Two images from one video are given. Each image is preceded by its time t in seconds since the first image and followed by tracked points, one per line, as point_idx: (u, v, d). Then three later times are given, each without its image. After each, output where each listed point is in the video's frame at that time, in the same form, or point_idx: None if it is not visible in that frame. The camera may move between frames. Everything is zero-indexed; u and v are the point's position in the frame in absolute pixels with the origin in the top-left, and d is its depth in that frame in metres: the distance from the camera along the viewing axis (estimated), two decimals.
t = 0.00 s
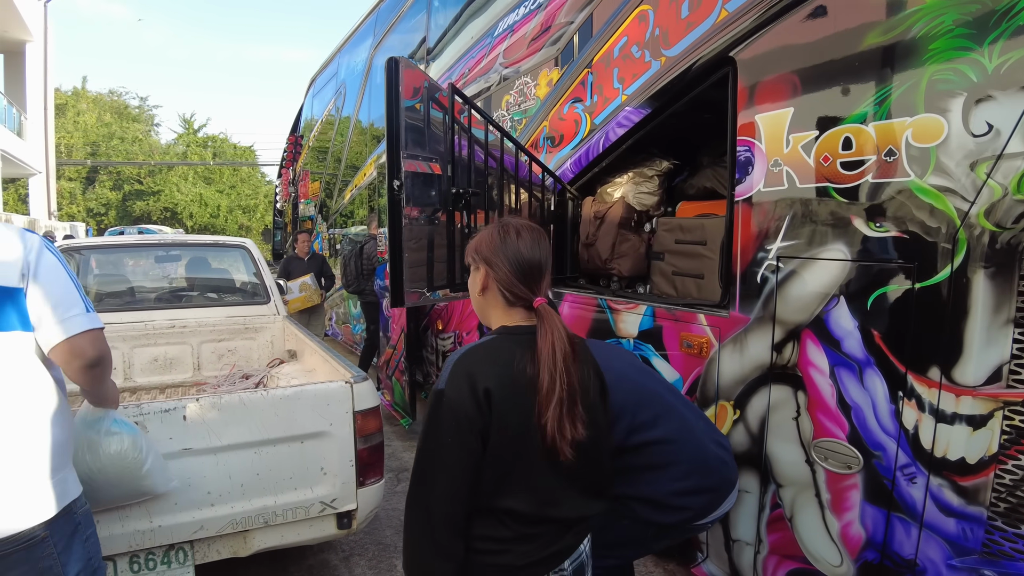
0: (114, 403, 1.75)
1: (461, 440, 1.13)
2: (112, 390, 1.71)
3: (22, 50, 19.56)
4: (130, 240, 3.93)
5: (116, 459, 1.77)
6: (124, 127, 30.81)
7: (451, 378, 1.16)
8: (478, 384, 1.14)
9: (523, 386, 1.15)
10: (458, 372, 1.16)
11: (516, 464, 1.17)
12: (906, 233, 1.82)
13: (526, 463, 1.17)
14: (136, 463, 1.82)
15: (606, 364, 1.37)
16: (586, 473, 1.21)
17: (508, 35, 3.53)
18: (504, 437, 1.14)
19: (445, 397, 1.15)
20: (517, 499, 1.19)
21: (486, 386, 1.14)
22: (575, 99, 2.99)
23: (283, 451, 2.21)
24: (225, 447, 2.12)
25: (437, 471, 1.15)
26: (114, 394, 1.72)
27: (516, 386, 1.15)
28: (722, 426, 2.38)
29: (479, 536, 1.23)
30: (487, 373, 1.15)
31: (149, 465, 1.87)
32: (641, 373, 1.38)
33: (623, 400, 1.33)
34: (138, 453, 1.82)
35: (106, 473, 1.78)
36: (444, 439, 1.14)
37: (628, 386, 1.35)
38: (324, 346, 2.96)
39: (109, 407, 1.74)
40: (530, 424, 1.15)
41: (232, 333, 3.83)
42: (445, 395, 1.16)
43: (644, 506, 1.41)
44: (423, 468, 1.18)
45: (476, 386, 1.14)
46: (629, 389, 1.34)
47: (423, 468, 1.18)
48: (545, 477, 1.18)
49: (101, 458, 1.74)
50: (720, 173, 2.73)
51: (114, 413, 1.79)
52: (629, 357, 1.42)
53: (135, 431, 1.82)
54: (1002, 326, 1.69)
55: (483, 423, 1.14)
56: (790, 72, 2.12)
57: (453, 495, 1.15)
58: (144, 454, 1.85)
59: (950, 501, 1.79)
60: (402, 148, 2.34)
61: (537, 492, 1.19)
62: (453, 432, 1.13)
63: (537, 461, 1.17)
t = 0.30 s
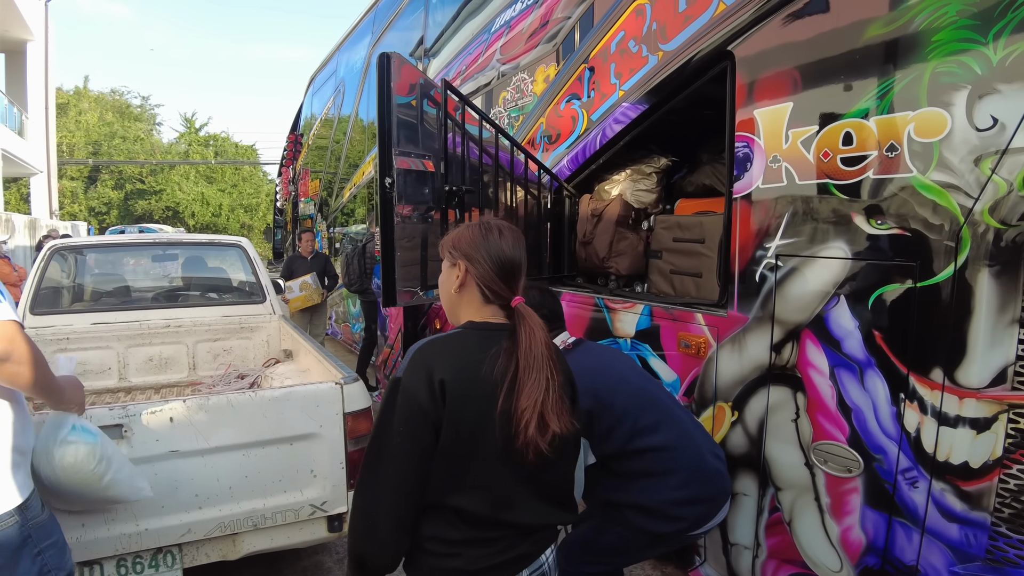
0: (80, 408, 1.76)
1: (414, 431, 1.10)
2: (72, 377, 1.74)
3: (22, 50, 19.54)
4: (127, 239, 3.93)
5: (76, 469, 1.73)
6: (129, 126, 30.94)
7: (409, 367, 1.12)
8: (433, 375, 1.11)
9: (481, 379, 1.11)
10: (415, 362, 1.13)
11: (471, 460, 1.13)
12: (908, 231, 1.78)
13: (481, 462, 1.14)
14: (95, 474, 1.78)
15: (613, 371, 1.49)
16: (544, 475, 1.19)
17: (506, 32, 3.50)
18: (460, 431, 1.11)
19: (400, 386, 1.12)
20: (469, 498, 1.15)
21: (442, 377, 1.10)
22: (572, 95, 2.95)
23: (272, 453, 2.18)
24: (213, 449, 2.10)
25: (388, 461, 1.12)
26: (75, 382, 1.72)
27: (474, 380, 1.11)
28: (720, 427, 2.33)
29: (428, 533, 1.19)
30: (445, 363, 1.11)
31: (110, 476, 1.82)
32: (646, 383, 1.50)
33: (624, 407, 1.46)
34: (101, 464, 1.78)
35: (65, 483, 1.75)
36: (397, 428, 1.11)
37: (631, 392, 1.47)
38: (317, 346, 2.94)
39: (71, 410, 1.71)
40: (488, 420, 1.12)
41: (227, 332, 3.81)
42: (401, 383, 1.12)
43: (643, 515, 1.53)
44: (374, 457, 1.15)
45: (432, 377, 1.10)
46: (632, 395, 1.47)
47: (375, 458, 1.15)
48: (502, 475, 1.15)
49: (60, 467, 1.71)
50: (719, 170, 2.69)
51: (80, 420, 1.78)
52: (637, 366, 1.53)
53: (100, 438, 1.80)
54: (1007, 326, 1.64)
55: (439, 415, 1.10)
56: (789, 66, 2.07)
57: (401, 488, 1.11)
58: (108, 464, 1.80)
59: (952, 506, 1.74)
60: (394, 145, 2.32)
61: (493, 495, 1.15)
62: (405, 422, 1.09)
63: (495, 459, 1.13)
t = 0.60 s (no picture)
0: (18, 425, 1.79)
1: (363, 445, 1.08)
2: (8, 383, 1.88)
3: (21, 50, 19.77)
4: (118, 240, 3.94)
5: None
6: (138, 125, 31.23)
7: (356, 379, 1.10)
8: (382, 386, 1.09)
9: (431, 390, 1.10)
10: (364, 373, 1.11)
11: (425, 475, 1.11)
12: (906, 232, 1.69)
13: (435, 476, 1.11)
14: None
15: (603, 382, 1.61)
16: (503, 487, 1.18)
17: (497, 29, 3.45)
18: (411, 444, 1.09)
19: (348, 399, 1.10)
20: (423, 516, 1.12)
21: (390, 388, 1.08)
22: (563, 92, 2.88)
23: (248, 461, 2.15)
24: (187, 458, 2.07)
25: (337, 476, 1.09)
26: (12, 389, 1.82)
27: (423, 391, 1.09)
28: (712, 434, 2.26)
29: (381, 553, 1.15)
30: (393, 375, 1.10)
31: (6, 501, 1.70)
32: (633, 402, 1.61)
33: (606, 420, 1.57)
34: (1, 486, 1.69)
35: None
36: (347, 443, 1.09)
37: (618, 407, 1.58)
38: (303, 351, 2.91)
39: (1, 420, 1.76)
40: (440, 431, 1.10)
41: (217, 334, 3.93)
42: (349, 396, 1.10)
43: (616, 541, 1.61)
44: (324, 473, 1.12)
45: (381, 389, 1.09)
46: (618, 411, 1.58)
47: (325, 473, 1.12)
48: (457, 488, 1.13)
49: None
50: (712, 167, 2.61)
51: None
52: (626, 382, 1.65)
53: (9, 455, 1.73)
54: (1010, 333, 1.55)
55: (389, 428, 1.08)
56: (782, 61, 1.99)
57: (351, 504, 1.08)
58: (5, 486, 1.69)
59: (951, 521, 1.66)
60: (376, 145, 2.33)
61: (447, 513, 1.12)
62: (354, 435, 1.08)
63: (449, 472, 1.12)
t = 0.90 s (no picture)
0: None
1: (334, 457, 1.03)
2: None
3: (25, 50, 19.87)
4: (115, 240, 3.94)
5: None
6: (146, 125, 31.48)
7: (326, 389, 1.06)
8: (352, 396, 1.05)
9: (404, 399, 1.06)
10: (334, 382, 1.07)
11: (399, 489, 1.07)
12: (910, 233, 1.62)
13: (410, 489, 1.07)
14: None
15: (593, 350, 1.65)
16: (482, 502, 1.14)
17: (493, 26, 3.41)
18: (384, 456, 1.05)
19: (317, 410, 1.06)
20: (396, 530, 1.08)
21: (361, 398, 1.05)
22: (559, 90, 2.84)
23: (234, 467, 2.17)
24: (170, 464, 2.09)
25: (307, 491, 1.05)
26: None
27: (395, 400, 1.06)
28: (710, 441, 2.20)
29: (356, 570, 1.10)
30: (364, 384, 1.06)
31: None
32: (624, 368, 1.64)
33: (592, 386, 1.62)
34: None
35: None
36: (318, 454, 1.05)
37: (605, 373, 1.62)
38: (296, 354, 2.89)
39: None
40: (414, 442, 1.07)
41: (212, 336, 3.93)
42: (320, 406, 1.06)
43: (606, 518, 1.65)
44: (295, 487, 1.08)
45: (351, 398, 1.05)
46: (605, 375, 1.62)
47: (295, 487, 1.08)
48: (434, 502, 1.09)
49: None
50: (711, 167, 2.56)
51: None
52: (620, 351, 1.69)
53: None
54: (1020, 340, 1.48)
55: (361, 440, 1.04)
56: (780, 57, 1.92)
57: (322, 520, 1.03)
58: None
59: (956, 534, 1.59)
60: (365, 144, 2.29)
61: (420, 530, 1.08)
62: (325, 446, 1.03)
63: (424, 486, 1.08)
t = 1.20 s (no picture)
0: None
1: (336, 471, 1.03)
2: None
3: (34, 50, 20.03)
4: (120, 241, 3.94)
5: None
6: (152, 125, 31.64)
7: (326, 401, 1.06)
8: (353, 409, 1.04)
9: (406, 410, 1.06)
10: (334, 394, 1.06)
11: (402, 501, 1.07)
12: (926, 237, 1.59)
13: (413, 500, 1.07)
14: None
15: (603, 308, 1.60)
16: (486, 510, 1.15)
17: (501, 26, 3.40)
18: (386, 468, 1.05)
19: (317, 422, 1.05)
20: (399, 543, 1.08)
21: (362, 411, 1.04)
22: (568, 90, 2.82)
23: (241, 471, 2.16)
24: (176, 468, 2.08)
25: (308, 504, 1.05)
26: None
27: (396, 411, 1.05)
28: (721, 446, 2.17)
29: None
30: (364, 396, 1.05)
31: None
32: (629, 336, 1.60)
33: (588, 343, 1.58)
34: None
35: None
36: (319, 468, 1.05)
37: (610, 334, 1.58)
38: (301, 356, 2.89)
39: None
40: (416, 453, 1.06)
41: (217, 337, 3.92)
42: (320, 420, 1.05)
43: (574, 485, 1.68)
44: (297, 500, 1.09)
45: (351, 411, 1.04)
46: (609, 340, 1.57)
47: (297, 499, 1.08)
48: (437, 514, 1.09)
49: None
50: (722, 168, 2.50)
51: None
52: (637, 317, 1.63)
53: None
54: None
55: (362, 453, 1.04)
56: (794, 57, 1.89)
57: (325, 533, 1.04)
58: None
59: (974, 544, 1.56)
60: (372, 144, 2.27)
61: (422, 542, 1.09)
62: (326, 460, 1.04)
63: (428, 498, 1.08)
